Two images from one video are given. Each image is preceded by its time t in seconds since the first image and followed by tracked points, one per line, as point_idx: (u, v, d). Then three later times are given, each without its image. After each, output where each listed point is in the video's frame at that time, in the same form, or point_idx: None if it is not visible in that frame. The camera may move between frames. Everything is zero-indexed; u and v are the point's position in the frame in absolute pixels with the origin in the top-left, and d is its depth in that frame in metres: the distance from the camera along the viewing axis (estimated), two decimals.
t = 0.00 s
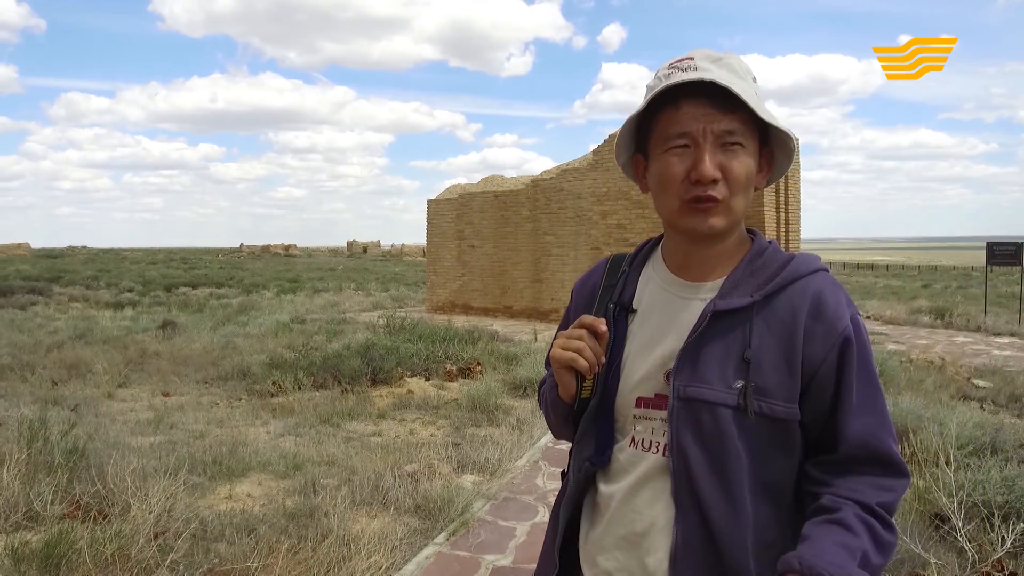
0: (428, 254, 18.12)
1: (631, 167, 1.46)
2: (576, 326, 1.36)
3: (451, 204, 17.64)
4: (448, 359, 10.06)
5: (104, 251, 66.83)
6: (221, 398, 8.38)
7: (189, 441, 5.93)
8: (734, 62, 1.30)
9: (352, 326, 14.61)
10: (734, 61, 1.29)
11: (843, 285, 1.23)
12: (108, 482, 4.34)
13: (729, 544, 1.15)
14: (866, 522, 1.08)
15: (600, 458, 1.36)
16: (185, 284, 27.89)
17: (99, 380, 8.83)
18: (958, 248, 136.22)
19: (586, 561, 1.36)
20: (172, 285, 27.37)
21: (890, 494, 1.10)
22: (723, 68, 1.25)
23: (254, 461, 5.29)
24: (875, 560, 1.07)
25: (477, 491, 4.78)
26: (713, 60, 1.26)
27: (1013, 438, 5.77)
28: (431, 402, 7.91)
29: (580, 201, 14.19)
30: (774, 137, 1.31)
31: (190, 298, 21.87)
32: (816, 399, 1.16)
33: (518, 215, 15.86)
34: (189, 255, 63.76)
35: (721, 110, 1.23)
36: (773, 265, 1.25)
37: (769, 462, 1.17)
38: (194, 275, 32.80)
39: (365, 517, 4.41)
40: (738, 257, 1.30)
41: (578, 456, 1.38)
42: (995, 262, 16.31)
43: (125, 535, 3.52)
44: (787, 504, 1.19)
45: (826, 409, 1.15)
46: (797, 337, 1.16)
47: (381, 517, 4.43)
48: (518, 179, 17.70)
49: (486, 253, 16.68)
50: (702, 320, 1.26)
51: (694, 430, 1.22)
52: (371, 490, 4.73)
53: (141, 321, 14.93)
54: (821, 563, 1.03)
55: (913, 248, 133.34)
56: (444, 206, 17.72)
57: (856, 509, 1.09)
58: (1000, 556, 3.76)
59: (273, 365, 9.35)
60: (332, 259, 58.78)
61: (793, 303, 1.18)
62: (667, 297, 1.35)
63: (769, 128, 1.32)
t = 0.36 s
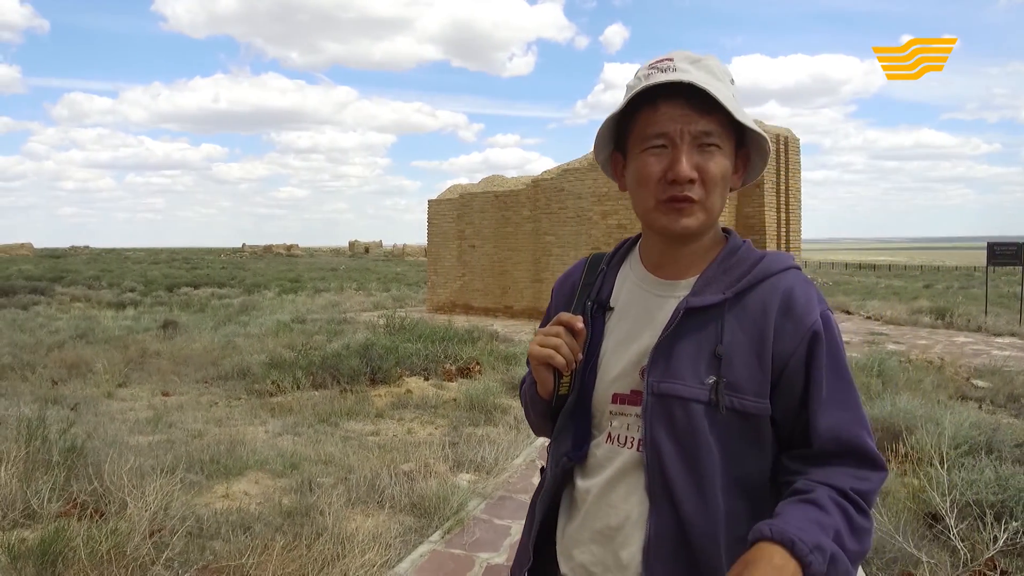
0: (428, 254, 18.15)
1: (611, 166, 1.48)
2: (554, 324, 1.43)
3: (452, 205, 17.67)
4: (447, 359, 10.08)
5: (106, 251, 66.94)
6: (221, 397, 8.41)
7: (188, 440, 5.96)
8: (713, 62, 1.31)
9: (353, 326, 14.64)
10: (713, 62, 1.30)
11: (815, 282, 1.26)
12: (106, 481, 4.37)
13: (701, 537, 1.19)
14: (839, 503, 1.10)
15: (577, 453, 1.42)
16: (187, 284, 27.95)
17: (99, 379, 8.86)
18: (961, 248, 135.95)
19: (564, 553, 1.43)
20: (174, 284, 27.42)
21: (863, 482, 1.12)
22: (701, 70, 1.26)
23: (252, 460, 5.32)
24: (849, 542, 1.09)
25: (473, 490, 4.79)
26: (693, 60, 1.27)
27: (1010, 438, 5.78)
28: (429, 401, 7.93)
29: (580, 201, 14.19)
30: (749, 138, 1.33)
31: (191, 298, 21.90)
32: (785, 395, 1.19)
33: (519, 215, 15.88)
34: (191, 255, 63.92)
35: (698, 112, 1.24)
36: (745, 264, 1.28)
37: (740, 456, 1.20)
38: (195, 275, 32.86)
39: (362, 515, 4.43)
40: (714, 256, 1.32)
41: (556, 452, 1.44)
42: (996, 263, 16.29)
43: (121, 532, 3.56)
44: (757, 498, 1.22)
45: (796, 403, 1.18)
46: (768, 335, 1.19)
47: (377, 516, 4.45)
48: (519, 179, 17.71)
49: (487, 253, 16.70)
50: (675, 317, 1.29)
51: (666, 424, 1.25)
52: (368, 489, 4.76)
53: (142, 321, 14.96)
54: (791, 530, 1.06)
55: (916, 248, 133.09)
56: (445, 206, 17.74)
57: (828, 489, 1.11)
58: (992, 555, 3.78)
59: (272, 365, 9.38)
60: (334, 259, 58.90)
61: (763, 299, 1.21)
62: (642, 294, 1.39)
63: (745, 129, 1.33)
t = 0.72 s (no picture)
0: (428, 254, 18.17)
1: (588, 166, 1.52)
2: (532, 323, 1.50)
3: (451, 205, 17.70)
4: (445, 359, 10.10)
5: (106, 252, 66.98)
6: (218, 397, 8.44)
7: (185, 439, 5.98)
8: (684, 63, 1.34)
9: (352, 326, 14.66)
10: (683, 63, 1.34)
11: (786, 278, 1.31)
12: (103, 479, 4.40)
13: (677, 527, 1.24)
14: (810, 490, 1.14)
15: (557, 449, 1.46)
16: (186, 284, 27.97)
17: (97, 379, 8.89)
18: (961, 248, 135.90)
19: (545, 548, 1.47)
20: (173, 284, 27.43)
21: (835, 471, 1.17)
22: (671, 71, 1.30)
23: (248, 459, 5.35)
24: (819, 528, 1.13)
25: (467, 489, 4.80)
26: (664, 62, 1.31)
27: (1004, 438, 5.80)
28: (426, 401, 7.96)
29: (579, 201, 14.21)
30: (721, 137, 1.37)
31: (191, 298, 21.93)
32: (757, 388, 1.24)
33: (518, 215, 15.90)
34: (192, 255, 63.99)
35: (668, 112, 1.28)
36: (719, 261, 1.33)
37: (713, 448, 1.25)
38: (195, 275, 32.88)
39: (357, 513, 4.46)
40: (687, 253, 1.38)
41: (536, 448, 1.48)
42: (995, 263, 16.30)
43: (117, 529, 3.59)
44: (732, 490, 1.27)
45: (767, 396, 1.23)
46: (739, 329, 1.24)
47: (373, 513, 4.47)
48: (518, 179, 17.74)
49: (486, 253, 16.73)
50: (650, 315, 1.35)
51: (642, 419, 1.30)
52: (363, 487, 4.78)
53: (141, 321, 14.99)
54: (761, 511, 1.09)
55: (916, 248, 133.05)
56: (445, 206, 17.77)
57: (799, 476, 1.15)
58: (982, 553, 3.81)
59: (270, 364, 9.40)
60: (335, 259, 58.95)
61: (735, 296, 1.27)
62: (618, 292, 1.45)
63: (716, 128, 1.37)
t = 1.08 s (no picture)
0: (427, 254, 18.19)
1: (570, 167, 1.56)
2: (516, 321, 1.54)
3: (450, 204, 17.72)
4: (443, 358, 10.12)
5: (108, 252, 67.11)
6: (216, 396, 8.46)
7: (183, 438, 6.00)
8: (661, 65, 1.37)
9: (351, 326, 14.68)
10: (660, 66, 1.37)
11: (764, 276, 1.34)
12: (100, 477, 4.42)
13: (657, 520, 1.27)
14: (799, 462, 1.16)
15: (541, 445, 1.50)
16: (186, 284, 28.00)
17: (96, 378, 8.91)
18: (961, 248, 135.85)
19: (530, 544, 1.49)
20: (173, 284, 27.45)
21: (821, 451, 1.19)
22: (647, 74, 1.33)
23: (246, 458, 5.37)
24: (811, 495, 1.14)
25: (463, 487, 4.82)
26: (641, 64, 1.34)
27: (999, 437, 5.82)
28: (423, 400, 7.98)
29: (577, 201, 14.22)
30: (697, 138, 1.40)
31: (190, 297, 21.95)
32: (736, 382, 1.26)
33: (517, 215, 15.91)
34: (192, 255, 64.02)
35: (644, 114, 1.32)
36: (698, 260, 1.36)
37: (692, 443, 1.27)
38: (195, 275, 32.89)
39: (352, 511, 4.48)
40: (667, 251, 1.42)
41: (521, 445, 1.51)
42: (993, 263, 16.30)
43: (113, 527, 3.61)
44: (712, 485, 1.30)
45: (745, 390, 1.25)
46: (718, 325, 1.27)
47: (368, 512, 4.50)
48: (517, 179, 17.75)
49: (485, 253, 16.76)
50: (632, 312, 1.37)
51: (624, 415, 1.32)
52: (359, 485, 4.80)
53: (141, 320, 15.01)
54: (754, 463, 1.12)
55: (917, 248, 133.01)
56: (444, 206, 17.80)
57: (787, 449, 1.18)
58: (975, 552, 3.83)
59: (269, 364, 9.41)
60: (335, 259, 58.98)
61: (714, 294, 1.30)
62: (600, 290, 1.50)
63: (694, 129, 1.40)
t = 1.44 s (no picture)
0: (426, 254, 18.24)
1: (556, 167, 1.58)
2: (502, 319, 1.58)
3: (450, 205, 17.75)
4: (442, 358, 10.15)
5: (107, 253, 67.08)
6: (215, 395, 8.49)
7: (181, 437, 6.03)
8: (646, 68, 1.41)
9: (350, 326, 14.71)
10: (645, 68, 1.41)
11: (742, 276, 1.37)
12: (97, 476, 4.46)
13: (636, 512, 1.30)
14: (769, 459, 1.19)
15: (525, 441, 1.54)
16: (186, 284, 28.04)
17: (95, 377, 8.95)
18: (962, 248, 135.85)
19: (514, 536, 1.54)
20: (173, 284, 27.48)
21: (793, 449, 1.22)
22: (635, 75, 1.36)
23: (243, 457, 5.40)
24: (780, 491, 1.17)
25: (459, 486, 4.84)
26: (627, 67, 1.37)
27: (994, 437, 5.85)
28: (421, 400, 8.00)
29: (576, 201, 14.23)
30: (680, 140, 1.44)
31: (190, 298, 21.99)
32: (715, 381, 1.29)
33: (516, 215, 15.93)
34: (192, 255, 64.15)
35: (632, 115, 1.35)
36: (680, 260, 1.39)
37: (673, 439, 1.30)
38: (195, 275, 32.93)
39: (349, 510, 4.50)
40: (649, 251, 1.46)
41: (506, 440, 1.56)
42: (992, 263, 16.32)
43: (110, 525, 3.64)
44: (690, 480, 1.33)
45: (724, 387, 1.28)
46: (698, 324, 1.30)
47: (365, 510, 4.53)
48: (516, 179, 17.78)
49: (484, 253, 16.79)
50: (615, 311, 1.40)
51: (605, 410, 1.35)
52: (355, 484, 4.82)
53: (141, 320, 15.07)
54: (727, 461, 1.15)
55: (917, 248, 133.00)
56: (443, 206, 17.84)
57: (760, 447, 1.21)
58: (966, 549, 3.86)
59: (267, 364, 9.44)
60: (335, 259, 59.05)
61: (694, 293, 1.32)
62: (585, 289, 1.54)
63: (678, 131, 1.44)
